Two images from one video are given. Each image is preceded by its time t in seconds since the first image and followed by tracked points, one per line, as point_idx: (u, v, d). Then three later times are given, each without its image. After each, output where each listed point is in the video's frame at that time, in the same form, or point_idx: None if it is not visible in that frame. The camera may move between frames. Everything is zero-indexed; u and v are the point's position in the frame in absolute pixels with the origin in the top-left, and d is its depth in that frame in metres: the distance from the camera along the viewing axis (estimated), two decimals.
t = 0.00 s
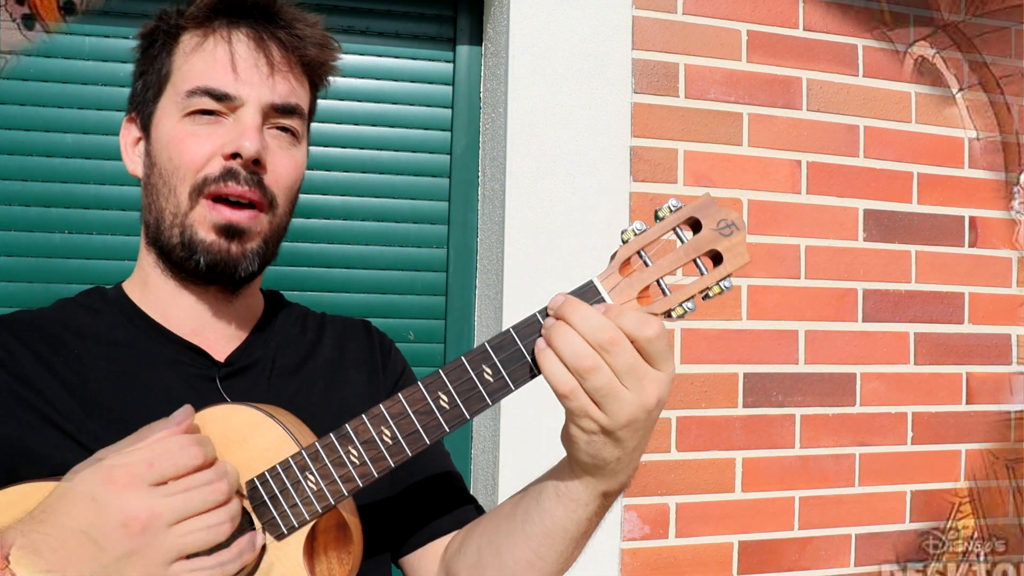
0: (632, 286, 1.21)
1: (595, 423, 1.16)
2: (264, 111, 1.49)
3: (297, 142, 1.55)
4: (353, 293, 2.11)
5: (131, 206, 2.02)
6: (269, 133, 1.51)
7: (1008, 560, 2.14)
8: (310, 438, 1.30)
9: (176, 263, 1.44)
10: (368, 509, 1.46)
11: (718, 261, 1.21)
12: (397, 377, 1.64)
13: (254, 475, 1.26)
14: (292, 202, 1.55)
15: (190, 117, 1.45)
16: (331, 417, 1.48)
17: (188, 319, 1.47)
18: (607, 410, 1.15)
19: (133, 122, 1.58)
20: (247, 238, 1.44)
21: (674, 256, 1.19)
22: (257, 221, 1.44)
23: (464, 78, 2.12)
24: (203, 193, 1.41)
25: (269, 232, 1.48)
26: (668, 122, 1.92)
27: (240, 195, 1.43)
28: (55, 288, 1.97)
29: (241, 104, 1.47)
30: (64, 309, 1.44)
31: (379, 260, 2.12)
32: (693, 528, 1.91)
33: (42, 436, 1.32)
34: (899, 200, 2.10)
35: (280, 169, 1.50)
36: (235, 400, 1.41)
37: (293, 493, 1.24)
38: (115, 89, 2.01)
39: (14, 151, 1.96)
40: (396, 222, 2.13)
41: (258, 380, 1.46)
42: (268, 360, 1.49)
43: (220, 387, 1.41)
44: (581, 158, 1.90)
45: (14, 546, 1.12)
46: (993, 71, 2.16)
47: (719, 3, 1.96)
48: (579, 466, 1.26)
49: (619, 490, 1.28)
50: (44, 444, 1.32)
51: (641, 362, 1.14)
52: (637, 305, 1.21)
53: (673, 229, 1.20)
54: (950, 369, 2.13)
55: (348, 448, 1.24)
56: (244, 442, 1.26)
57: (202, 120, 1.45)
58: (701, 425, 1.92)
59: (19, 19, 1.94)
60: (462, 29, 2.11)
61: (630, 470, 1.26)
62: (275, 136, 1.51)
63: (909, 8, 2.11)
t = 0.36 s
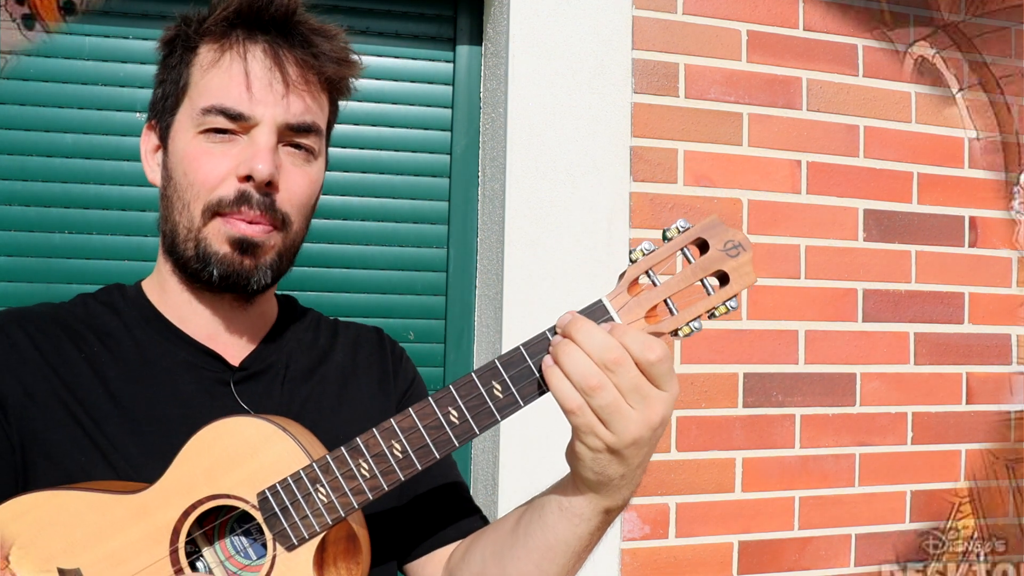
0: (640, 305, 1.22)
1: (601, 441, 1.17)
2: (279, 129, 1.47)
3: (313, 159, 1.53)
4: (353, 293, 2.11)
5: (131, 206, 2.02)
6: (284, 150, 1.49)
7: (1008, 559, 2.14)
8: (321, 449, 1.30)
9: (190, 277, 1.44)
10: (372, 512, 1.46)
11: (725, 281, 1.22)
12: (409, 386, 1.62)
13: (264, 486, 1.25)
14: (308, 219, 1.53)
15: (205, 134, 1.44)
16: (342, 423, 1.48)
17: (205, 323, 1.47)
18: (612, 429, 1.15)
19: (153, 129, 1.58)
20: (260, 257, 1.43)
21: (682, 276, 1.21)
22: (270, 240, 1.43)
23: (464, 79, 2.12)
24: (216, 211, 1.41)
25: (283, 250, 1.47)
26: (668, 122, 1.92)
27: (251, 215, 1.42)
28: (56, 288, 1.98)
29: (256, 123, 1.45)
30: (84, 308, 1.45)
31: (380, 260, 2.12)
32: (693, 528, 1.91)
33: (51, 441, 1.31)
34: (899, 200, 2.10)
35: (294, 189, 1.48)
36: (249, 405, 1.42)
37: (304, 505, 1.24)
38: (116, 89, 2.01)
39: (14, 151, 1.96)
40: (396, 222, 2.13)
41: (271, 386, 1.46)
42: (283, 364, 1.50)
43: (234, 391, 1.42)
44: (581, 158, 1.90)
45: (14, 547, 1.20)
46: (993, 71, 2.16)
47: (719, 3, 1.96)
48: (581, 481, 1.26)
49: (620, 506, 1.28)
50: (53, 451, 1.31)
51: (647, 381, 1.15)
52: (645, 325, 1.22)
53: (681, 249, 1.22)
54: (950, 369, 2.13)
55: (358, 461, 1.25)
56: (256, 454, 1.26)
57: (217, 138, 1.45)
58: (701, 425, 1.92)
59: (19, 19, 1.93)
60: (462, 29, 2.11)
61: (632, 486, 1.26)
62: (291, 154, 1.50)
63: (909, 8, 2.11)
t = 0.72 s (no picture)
0: (642, 297, 1.22)
1: (606, 434, 1.17)
2: (285, 120, 1.47)
3: (319, 150, 1.53)
4: (353, 293, 2.11)
5: (132, 206, 2.02)
6: (291, 141, 1.49)
7: (1008, 559, 2.14)
8: (327, 447, 1.30)
9: (200, 270, 1.44)
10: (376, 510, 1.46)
11: (726, 272, 1.23)
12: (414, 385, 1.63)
13: (271, 484, 1.25)
14: (314, 209, 1.53)
15: (212, 127, 1.44)
16: (349, 422, 1.48)
17: (212, 323, 1.47)
18: (617, 422, 1.15)
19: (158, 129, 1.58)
20: (268, 245, 1.43)
21: (684, 267, 1.21)
22: (278, 229, 1.43)
23: (464, 78, 2.12)
24: (224, 202, 1.41)
25: (290, 239, 1.46)
26: (668, 122, 1.92)
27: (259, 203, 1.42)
28: (56, 288, 1.98)
29: (261, 114, 1.45)
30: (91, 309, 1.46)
31: (380, 260, 2.12)
32: (693, 528, 1.91)
33: (58, 440, 1.31)
34: (899, 200, 2.10)
35: (300, 178, 1.48)
36: (257, 405, 1.42)
37: (311, 501, 1.24)
38: (116, 89, 2.01)
39: (14, 151, 1.96)
40: (396, 222, 2.13)
41: (279, 387, 1.46)
42: (291, 363, 1.49)
43: (242, 390, 1.42)
44: (581, 158, 1.90)
45: (14, 546, 1.21)
46: (993, 71, 2.16)
47: (719, 3, 1.96)
48: (586, 475, 1.26)
49: (627, 499, 1.28)
50: (60, 450, 1.31)
51: (650, 372, 1.14)
52: (647, 316, 1.22)
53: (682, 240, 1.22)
54: (950, 369, 2.13)
55: (363, 457, 1.25)
56: (263, 451, 1.26)
57: (224, 130, 1.45)
58: (701, 425, 1.92)
59: (19, 19, 1.93)
60: (462, 29, 2.11)
61: (638, 479, 1.26)
62: (297, 145, 1.50)
63: (909, 9, 2.11)
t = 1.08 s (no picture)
0: (647, 287, 1.20)
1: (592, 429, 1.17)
2: (310, 113, 1.49)
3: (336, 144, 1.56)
4: (353, 293, 2.11)
5: (131, 206, 2.02)
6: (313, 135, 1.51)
7: (1008, 559, 2.14)
8: (330, 434, 1.30)
9: (230, 267, 1.43)
10: (381, 501, 1.46)
11: (733, 262, 1.21)
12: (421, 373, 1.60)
13: (274, 472, 1.26)
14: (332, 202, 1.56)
15: (239, 122, 1.44)
16: (357, 418, 1.47)
17: (219, 321, 1.47)
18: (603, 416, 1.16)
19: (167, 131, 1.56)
20: (301, 237, 1.44)
21: (690, 256, 1.19)
22: (309, 221, 1.45)
23: (464, 78, 2.12)
24: (258, 196, 1.41)
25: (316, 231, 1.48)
26: (668, 122, 1.92)
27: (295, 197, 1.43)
28: (56, 288, 1.98)
29: (287, 107, 1.46)
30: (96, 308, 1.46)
31: (379, 260, 2.12)
32: (693, 528, 1.91)
33: (61, 433, 1.33)
34: (899, 200, 2.10)
35: (325, 169, 1.50)
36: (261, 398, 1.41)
37: (313, 490, 1.23)
38: (116, 89, 2.01)
39: (14, 151, 1.96)
40: (396, 222, 2.13)
41: (284, 380, 1.46)
42: (296, 357, 1.49)
43: (247, 383, 1.42)
44: (581, 157, 1.90)
45: (13, 547, 1.24)
46: (993, 71, 2.16)
47: (719, 3, 1.96)
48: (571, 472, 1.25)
49: (614, 498, 1.27)
50: (64, 442, 1.33)
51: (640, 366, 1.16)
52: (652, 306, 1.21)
53: (688, 229, 1.20)
54: (950, 369, 2.13)
55: (366, 446, 1.24)
56: (266, 439, 1.27)
57: (252, 125, 1.44)
58: (701, 425, 1.92)
59: (19, 19, 1.93)
60: (462, 29, 2.11)
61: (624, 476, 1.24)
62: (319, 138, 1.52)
63: (909, 9, 2.11)
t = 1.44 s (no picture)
0: (643, 285, 1.22)
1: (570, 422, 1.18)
2: (323, 120, 1.49)
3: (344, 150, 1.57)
4: (354, 293, 2.11)
5: (132, 206, 2.02)
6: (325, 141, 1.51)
7: (1008, 559, 2.14)
8: (328, 435, 1.30)
9: (242, 272, 1.43)
10: (379, 500, 1.46)
11: (728, 260, 1.22)
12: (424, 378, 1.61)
13: (273, 472, 1.26)
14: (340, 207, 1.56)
15: (254, 128, 1.44)
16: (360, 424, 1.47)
17: (225, 322, 1.48)
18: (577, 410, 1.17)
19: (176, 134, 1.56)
20: (314, 244, 1.44)
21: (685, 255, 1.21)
22: (322, 228, 1.45)
23: (464, 79, 2.12)
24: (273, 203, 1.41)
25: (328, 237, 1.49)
26: (668, 122, 1.92)
27: (311, 201, 1.43)
28: (57, 288, 1.98)
29: (302, 115, 1.46)
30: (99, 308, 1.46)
31: (380, 260, 2.12)
32: (693, 528, 1.91)
33: (64, 433, 1.33)
34: (899, 200, 2.10)
35: (339, 175, 1.51)
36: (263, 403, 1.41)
37: (312, 489, 1.23)
38: (116, 89, 2.01)
39: (14, 151, 1.96)
40: (397, 222, 2.13)
41: (287, 385, 1.45)
42: (299, 362, 1.49)
43: (249, 388, 1.42)
44: (582, 158, 1.90)
45: (13, 547, 1.24)
46: (993, 71, 2.16)
47: (719, 3, 1.96)
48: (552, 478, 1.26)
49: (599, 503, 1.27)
50: (66, 443, 1.33)
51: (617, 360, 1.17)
52: (647, 305, 1.22)
53: (683, 229, 1.21)
54: (950, 369, 2.13)
55: (364, 445, 1.24)
56: (265, 439, 1.27)
57: (267, 132, 1.44)
58: (701, 425, 1.92)
59: (19, 19, 1.93)
60: (462, 29, 2.11)
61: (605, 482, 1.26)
62: (330, 144, 1.52)
63: (909, 8, 2.11)
